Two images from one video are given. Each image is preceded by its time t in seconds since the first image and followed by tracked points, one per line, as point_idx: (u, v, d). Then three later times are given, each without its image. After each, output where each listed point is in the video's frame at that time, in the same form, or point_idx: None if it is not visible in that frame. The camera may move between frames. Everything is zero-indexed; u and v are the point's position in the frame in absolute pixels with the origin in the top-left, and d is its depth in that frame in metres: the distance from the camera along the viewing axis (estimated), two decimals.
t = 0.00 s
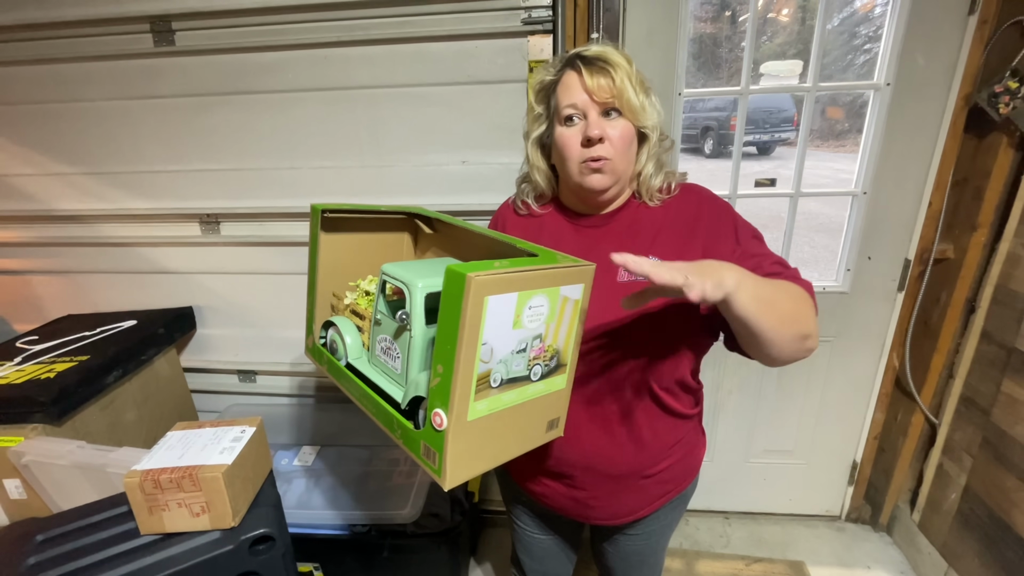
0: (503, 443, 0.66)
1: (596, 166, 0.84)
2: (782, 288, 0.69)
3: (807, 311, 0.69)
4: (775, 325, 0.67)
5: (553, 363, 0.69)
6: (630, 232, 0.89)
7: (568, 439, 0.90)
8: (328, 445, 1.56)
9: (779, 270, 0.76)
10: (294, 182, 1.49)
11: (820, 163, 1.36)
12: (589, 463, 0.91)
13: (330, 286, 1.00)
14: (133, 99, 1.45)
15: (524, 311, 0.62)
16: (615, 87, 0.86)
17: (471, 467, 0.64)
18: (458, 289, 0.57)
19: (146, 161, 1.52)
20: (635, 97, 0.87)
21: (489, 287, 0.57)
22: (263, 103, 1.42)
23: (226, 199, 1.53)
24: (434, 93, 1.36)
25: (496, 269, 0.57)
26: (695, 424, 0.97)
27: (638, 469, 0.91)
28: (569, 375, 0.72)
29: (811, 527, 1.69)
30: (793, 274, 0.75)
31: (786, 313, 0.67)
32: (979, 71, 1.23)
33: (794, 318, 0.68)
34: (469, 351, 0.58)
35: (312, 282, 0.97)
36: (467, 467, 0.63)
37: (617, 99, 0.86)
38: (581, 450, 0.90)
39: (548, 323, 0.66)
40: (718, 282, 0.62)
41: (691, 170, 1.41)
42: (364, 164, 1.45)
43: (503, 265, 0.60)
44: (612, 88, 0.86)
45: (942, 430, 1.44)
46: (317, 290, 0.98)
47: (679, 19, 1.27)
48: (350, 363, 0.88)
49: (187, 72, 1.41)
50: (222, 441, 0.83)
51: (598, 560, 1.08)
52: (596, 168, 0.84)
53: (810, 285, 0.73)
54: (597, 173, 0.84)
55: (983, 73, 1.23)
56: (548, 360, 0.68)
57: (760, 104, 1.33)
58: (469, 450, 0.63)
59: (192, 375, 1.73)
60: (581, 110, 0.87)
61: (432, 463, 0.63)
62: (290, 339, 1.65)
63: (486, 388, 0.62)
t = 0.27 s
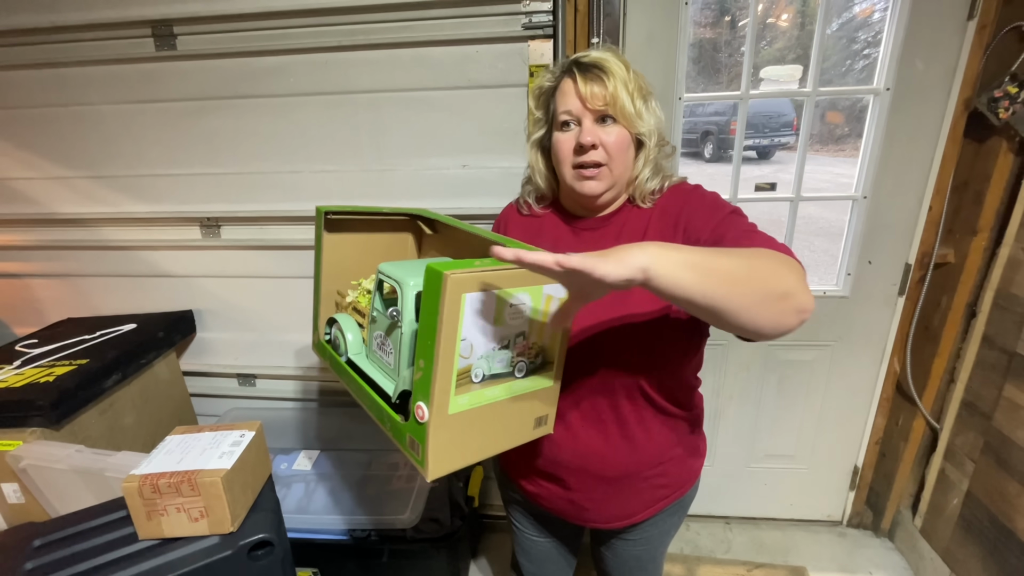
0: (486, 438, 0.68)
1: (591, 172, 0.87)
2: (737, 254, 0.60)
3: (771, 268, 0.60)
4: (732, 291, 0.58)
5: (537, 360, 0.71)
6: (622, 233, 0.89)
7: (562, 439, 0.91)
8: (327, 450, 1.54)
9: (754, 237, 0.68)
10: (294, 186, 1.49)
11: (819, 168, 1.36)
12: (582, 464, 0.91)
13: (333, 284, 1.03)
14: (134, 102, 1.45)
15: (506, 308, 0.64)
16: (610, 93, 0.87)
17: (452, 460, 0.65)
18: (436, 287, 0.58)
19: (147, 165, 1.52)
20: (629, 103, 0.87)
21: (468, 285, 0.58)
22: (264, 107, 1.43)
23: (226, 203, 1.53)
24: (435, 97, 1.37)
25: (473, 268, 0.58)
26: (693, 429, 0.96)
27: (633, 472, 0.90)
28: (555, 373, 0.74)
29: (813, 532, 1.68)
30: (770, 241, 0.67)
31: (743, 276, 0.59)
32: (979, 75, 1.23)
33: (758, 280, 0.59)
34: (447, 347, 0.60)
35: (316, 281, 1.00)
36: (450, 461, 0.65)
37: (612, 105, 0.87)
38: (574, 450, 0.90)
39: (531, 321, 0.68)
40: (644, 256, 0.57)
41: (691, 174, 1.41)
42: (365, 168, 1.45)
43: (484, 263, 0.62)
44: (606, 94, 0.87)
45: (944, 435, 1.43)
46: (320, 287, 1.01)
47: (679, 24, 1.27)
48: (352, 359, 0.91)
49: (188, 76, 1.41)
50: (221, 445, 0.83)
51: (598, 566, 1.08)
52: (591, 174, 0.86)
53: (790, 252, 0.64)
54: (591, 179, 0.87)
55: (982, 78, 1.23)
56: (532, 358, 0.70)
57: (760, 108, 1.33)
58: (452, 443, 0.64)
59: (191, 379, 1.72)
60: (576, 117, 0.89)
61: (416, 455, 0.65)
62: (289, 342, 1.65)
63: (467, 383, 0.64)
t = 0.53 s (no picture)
0: (458, 428, 0.71)
1: (585, 174, 0.88)
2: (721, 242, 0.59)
3: (755, 256, 0.59)
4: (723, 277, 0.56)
5: (515, 358, 0.72)
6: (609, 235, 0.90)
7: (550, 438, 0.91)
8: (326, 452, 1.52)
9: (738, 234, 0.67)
10: (294, 189, 1.49)
11: (819, 171, 1.36)
12: (569, 465, 0.91)
13: (338, 278, 1.05)
14: (134, 105, 1.46)
15: (480, 306, 0.64)
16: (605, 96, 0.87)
17: (424, 448, 0.68)
18: (410, 283, 0.60)
19: (146, 167, 1.52)
20: (624, 107, 0.87)
21: (440, 282, 0.60)
22: (264, 110, 1.43)
23: (226, 206, 1.53)
24: (435, 100, 1.37)
25: (447, 266, 0.60)
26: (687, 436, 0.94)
27: (619, 475, 0.90)
28: (534, 372, 0.75)
29: (813, 536, 1.68)
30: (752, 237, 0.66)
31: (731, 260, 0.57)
32: (977, 80, 1.23)
33: (745, 266, 0.58)
34: (420, 342, 0.61)
35: (323, 275, 1.03)
36: (421, 449, 0.68)
37: (606, 108, 0.88)
38: (561, 449, 0.91)
39: (508, 320, 0.67)
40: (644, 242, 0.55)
41: (691, 177, 1.42)
42: (364, 171, 1.45)
43: (461, 261, 0.63)
44: (601, 97, 0.87)
45: (943, 438, 1.43)
46: (326, 281, 1.04)
47: (678, 28, 1.27)
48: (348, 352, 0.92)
49: (188, 79, 1.41)
50: (220, 449, 0.83)
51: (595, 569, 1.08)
52: (585, 176, 0.88)
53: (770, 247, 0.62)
54: (585, 182, 0.88)
55: (981, 83, 1.23)
56: (510, 356, 0.71)
57: (759, 111, 1.33)
58: (423, 430, 0.67)
59: (190, 382, 1.72)
60: (572, 120, 0.90)
61: (391, 441, 0.69)
62: (288, 345, 1.65)
63: (441, 376, 0.66)
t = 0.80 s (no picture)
0: (439, 427, 0.69)
1: (579, 176, 0.88)
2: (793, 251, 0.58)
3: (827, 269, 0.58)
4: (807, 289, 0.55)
5: (498, 357, 0.70)
6: (601, 239, 0.90)
7: (534, 436, 0.94)
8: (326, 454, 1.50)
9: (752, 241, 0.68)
10: (293, 191, 1.49)
11: (818, 173, 1.37)
12: (552, 462, 0.94)
13: (339, 276, 1.06)
14: (133, 107, 1.46)
15: (459, 304, 0.65)
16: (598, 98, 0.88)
17: (404, 445, 0.68)
18: (387, 280, 0.61)
19: (146, 169, 1.52)
20: (617, 110, 0.88)
21: (417, 280, 0.60)
22: (264, 112, 1.43)
23: (225, 208, 1.53)
24: (435, 103, 1.37)
25: (424, 265, 0.61)
26: (677, 443, 0.93)
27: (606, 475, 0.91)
28: (519, 371, 0.73)
29: (812, 538, 1.68)
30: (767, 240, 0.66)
31: (815, 272, 0.55)
32: (975, 84, 1.24)
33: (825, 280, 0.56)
34: (398, 338, 0.62)
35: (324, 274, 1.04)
36: (400, 445, 0.67)
37: (599, 111, 0.88)
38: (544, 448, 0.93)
39: (489, 319, 0.67)
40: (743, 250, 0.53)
41: (689, 180, 1.42)
42: (364, 173, 1.45)
43: (441, 262, 0.64)
44: (594, 99, 0.88)
45: (942, 441, 1.44)
46: (327, 279, 1.05)
47: (677, 31, 1.28)
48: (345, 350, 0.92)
49: (189, 81, 1.42)
50: (218, 451, 0.83)
51: (590, 569, 1.09)
52: (578, 178, 0.88)
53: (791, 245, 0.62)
54: (578, 183, 0.88)
55: (978, 86, 1.24)
56: (492, 354, 0.70)
57: (758, 113, 1.33)
58: (405, 429, 0.67)
59: (189, 384, 1.72)
60: (565, 123, 0.90)
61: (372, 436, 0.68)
62: (287, 347, 1.65)
63: (420, 372, 0.66)
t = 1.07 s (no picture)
0: (431, 428, 0.69)
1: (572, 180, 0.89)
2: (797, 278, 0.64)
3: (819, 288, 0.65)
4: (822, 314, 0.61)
5: (490, 358, 0.71)
6: (595, 243, 0.91)
7: (527, 439, 0.92)
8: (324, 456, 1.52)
9: (764, 262, 0.71)
10: (292, 193, 1.49)
11: (816, 175, 1.37)
12: (545, 466, 0.92)
13: (332, 278, 1.07)
14: (132, 109, 1.46)
15: (450, 304, 0.65)
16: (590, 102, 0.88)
17: (397, 446, 0.67)
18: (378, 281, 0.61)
19: (144, 171, 1.52)
20: (608, 114, 0.89)
21: (407, 281, 0.60)
22: (262, 115, 1.43)
23: (224, 210, 1.53)
24: (433, 106, 1.38)
25: (415, 265, 0.61)
26: (667, 443, 0.95)
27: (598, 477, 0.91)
28: (511, 372, 0.73)
29: (810, 541, 1.68)
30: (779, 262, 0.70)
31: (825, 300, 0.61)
32: (970, 88, 1.25)
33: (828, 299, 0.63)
34: (389, 339, 0.62)
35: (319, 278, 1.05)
36: (393, 446, 0.67)
37: (591, 114, 0.88)
38: (537, 451, 0.92)
39: (480, 320, 0.67)
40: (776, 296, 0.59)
41: (688, 182, 1.42)
42: (362, 176, 1.45)
43: (431, 263, 0.64)
44: (586, 103, 0.88)
45: (939, 443, 1.44)
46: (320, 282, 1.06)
47: (675, 35, 1.28)
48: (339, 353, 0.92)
49: (187, 84, 1.42)
50: (215, 454, 0.83)
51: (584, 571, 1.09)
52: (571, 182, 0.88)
53: (800, 274, 0.67)
54: (571, 187, 0.88)
55: (973, 91, 1.25)
56: (484, 355, 0.70)
57: (756, 116, 1.34)
58: (397, 430, 0.67)
59: (186, 386, 1.71)
60: (557, 127, 0.90)
61: (365, 437, 0.68)
62: (285, 350, 1.64)
63: (412, 373, 0.66)
